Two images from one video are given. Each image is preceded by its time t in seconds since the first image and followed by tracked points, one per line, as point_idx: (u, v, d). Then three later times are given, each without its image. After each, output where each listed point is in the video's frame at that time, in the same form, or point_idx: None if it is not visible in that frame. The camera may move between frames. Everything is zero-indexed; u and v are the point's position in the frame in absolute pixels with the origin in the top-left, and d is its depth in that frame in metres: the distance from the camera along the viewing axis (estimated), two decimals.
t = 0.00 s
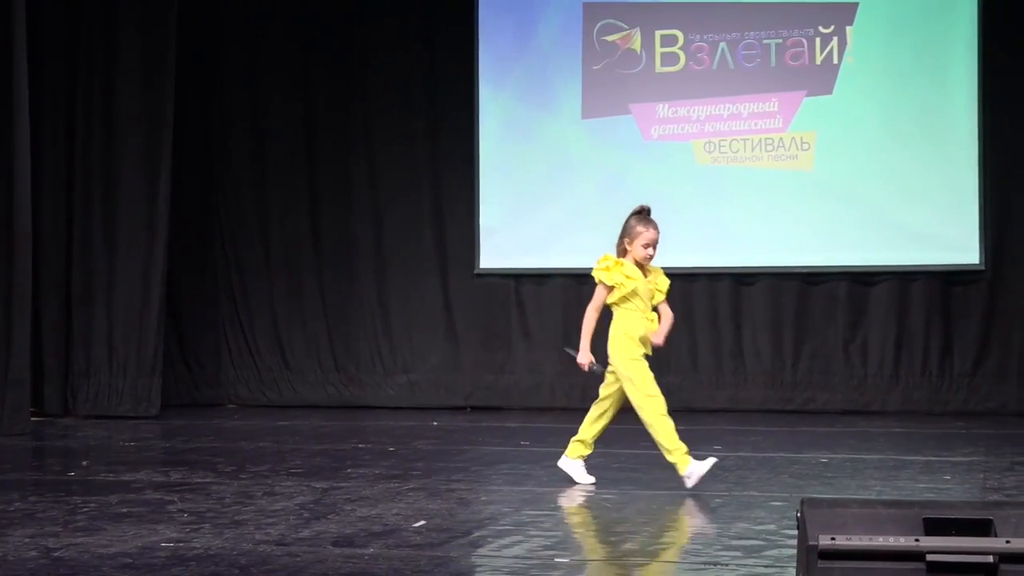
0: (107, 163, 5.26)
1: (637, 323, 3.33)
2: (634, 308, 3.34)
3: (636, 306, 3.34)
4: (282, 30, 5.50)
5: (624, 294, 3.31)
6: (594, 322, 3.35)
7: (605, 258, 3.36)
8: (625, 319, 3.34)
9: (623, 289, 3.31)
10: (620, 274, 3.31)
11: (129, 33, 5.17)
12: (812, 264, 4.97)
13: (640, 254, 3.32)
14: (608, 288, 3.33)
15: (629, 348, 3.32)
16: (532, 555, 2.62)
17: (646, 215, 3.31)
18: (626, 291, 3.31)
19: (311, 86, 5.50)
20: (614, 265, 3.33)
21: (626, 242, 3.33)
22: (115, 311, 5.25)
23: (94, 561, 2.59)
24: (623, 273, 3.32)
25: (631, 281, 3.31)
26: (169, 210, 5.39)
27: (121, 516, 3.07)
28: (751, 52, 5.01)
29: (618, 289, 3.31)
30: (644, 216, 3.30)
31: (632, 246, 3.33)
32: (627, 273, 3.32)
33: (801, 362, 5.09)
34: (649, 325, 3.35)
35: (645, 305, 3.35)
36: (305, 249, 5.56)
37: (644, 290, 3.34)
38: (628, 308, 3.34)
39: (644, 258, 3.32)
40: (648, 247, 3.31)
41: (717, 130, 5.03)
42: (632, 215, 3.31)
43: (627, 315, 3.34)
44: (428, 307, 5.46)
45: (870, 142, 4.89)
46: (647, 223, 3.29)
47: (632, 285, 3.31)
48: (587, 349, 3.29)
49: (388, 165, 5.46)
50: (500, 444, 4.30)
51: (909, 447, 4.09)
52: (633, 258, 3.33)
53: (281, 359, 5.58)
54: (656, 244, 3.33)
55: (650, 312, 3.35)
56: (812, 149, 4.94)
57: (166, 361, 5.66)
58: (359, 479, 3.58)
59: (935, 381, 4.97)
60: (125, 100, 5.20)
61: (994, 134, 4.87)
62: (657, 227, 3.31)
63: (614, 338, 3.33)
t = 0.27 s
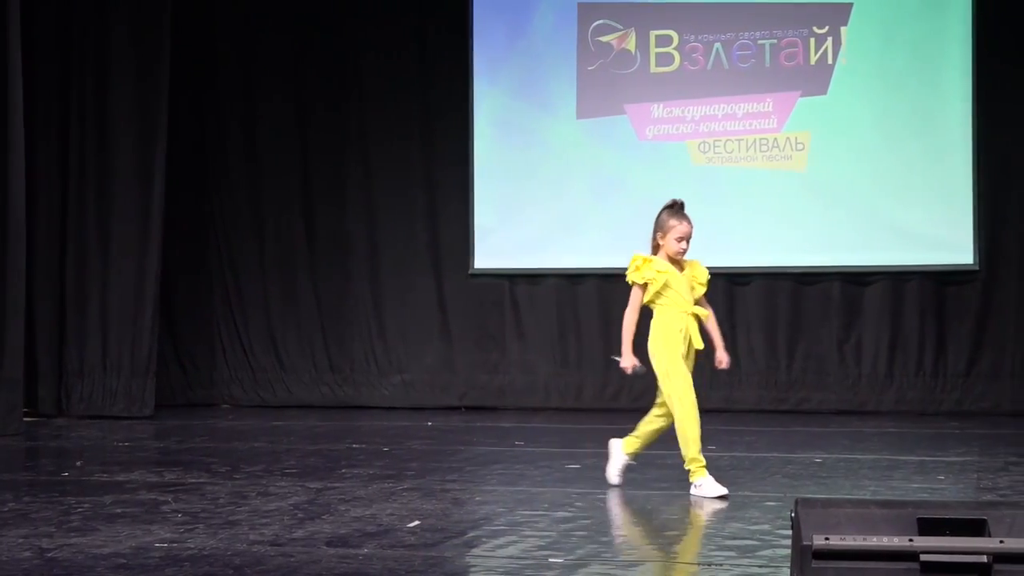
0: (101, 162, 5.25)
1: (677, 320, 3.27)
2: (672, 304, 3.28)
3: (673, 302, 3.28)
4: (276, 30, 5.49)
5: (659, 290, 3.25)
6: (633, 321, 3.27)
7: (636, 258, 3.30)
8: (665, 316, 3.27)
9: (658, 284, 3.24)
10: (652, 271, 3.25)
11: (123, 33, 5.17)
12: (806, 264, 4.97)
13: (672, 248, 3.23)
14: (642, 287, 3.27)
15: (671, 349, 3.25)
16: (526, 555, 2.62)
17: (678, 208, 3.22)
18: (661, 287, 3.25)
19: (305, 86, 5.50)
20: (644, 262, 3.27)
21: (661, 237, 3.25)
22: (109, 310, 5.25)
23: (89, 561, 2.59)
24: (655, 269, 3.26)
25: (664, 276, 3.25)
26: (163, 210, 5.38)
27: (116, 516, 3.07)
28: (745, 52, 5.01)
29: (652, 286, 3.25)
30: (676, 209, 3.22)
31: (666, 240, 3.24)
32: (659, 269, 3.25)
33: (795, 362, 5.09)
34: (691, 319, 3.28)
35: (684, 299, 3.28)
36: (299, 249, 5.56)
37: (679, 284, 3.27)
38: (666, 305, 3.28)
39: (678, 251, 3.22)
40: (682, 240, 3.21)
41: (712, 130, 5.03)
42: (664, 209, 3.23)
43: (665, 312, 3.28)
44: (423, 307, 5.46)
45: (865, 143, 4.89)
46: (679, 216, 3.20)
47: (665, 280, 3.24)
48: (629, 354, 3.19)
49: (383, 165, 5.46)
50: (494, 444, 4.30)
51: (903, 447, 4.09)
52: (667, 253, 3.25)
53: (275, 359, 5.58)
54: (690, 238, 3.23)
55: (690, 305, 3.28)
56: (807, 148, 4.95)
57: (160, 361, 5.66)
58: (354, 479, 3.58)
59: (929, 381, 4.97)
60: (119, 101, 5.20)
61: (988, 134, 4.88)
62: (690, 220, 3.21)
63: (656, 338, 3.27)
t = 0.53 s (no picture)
0: (88, 162, 5.24)
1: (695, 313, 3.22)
2: (691, 296, 3.23)
3: (692, 295, 3.23)
4: (264, 29, 5.49)
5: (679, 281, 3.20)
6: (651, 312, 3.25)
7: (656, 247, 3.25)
8: (684, 308, 3.23)
9: (678, 276, 3.20)
10: (673, 261, 3.21)
11: (111, 32, 5.16)
12: (794, 264, 4.97)
13: (691, 238, 3.19)
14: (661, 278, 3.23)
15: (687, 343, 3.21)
16: (514, 555, 2.62)
17: (697, 198, 3.19)
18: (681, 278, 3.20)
19: (293, 86, 5.49)
20: (664, 252, 3.23)
21: (679, 228, 3.22)
22: (97, 310, 5.23)
23: (76, 562, 2.58)
24: (675, 259, 3.21)
25: (686, 267, 3.21)
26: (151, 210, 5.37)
27: (103, 516, 3.06)
28: (733, 52, 5.02)
29: (672, 276, 3.20)
30: (696, 200, 3.18)
31: (684, 230, 3.21)
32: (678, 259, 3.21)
33: (783, 362, 5.10)
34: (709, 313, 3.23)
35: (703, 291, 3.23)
36: (287, 249, 5.55)
37: (698, 277, 3.23)
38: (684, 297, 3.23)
39: (696, 242, 3.18)
40: (700, 231, 3.17)
41: (700, 130, 5.04)
42: (683, 199, 3.20)
43: (684, 304, 3.23)
44: (411, 308, 5.46)
45: (852, 143, 4.90)
46: (698, 207, 3.17)
47: (685, 271, 3.20)
48: (650, 344, 3.15)
49: (371, 165, 5.45)
50: (482, 444, 4.30)
51: (890, 447, 4.10)
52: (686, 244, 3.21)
53: (263, 360, 5.57)
54: (708, 228, 3.20)
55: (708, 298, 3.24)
56: (795, 149, 4.95)
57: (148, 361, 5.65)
58: (342, 479, 3.58)
59: (916, 382, 4.98)
60: (106, 101, 5.18)
61: (975, 135, 4.89)
62: (708, 211, 3.18)
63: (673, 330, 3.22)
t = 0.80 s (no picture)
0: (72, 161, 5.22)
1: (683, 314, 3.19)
2: (682, 296, 3.20)
3: (684, 295, 3.20)
4: (249, 29, 5.48)
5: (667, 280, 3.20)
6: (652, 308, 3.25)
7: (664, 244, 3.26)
8: (677, 307, 3.21)
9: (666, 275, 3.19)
10: (664, 259, 3.21)
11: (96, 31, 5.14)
12: (778, 264, 4.98)
13: (700, 235, 3.17)
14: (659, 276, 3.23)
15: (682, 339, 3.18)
16: (499, 555, 2.62)
17: (707, 195, 3.17)
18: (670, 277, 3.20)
19: (278, 86, 5.48)
20: (661, 250, 3.23)
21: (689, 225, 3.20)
22: (81, 310, 5.22)
23: (59, 563, 2.57)
24: (668, 258, 3.21)
25: (674, 266, 3.20)
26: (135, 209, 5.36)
27: (87, 517, 3.06)
28: (718, 53, 5.03)
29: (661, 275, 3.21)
30: (705, 197, 3.16)
31: (692, 227, 3.19)
32: (671, 258, 3.21)
33: (768, 362, 5.11)
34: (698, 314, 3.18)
35: (697, 291, 3.18)
36: (272, 248, 5.55)
37: (690, 276, 3.19)
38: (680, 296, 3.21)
39: (706, 239, 3.16)
40: (708, 229, 3.15)
41: (684, 130, 5.04)
42: (693, 196, 3.18)
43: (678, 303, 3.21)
44: (396, 308, 5.46)
45: (837, 143, 4.91)
46: (708, 203, 3.15)
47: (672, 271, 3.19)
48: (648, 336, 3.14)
49: (355, 165, 5.45)
50: (466, 444, 4.30)
51: (874, 447, 4.11)
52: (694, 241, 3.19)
53: (247, 360, 5.56)
54: (718, 225, 3.17)
55: (699, 299, 3.18)
56: (780, 149, 4.96)
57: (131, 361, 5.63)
58: (327, 479, 3.58)
59: (900, 382, 5.00)
60: (91, 100, 5.17)
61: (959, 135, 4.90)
62: (719, 208, 3.16)
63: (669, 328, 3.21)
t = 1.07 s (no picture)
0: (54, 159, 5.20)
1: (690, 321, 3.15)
2: (690, 303, 3.15)
3: (693, 301, 3.15)
4: (232, 28, 5.47)
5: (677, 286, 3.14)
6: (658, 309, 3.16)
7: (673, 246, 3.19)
8: (684, 314, 3.16)
9: (677, 280, 3.13)
10: (676, 264, 3.14)
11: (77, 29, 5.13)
12: (760, 264, 4.99)
13: (709, 240, 3.09)
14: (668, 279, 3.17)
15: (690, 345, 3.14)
16: (482, 555, 2.62)
17: (718, 200, 3.08)
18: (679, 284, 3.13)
19: (261, 85, 5.47)
20: (672, 254, 3.16)
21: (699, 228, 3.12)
22: (62, 309, 5.21)
23: (40, 563, 2.56)
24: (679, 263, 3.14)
25: (685, 273, 3.14)
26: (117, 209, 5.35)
27: (69, 517, 3.05)
28: (701, 53, 5.03)
29: (672, 280, 3.14)
30: (716, 201, 3.08)
31: (702, 231, 3.11)
32: (683, 264, 3.15)
33: (751, 362, 5.12)
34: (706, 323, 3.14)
35: (705, 300, 3.14)
36: (254, 248, 5.54)
37: (700, 284, 3.14)
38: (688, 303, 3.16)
39: (716, 244, 3.08)
40: (719, 234, 3.07)
41: (667, 130, 5.05)
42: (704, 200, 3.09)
43: (685, 309, 3.16)
44: (379, 308, 5.45)
45: (819, 143, 4.92)
46: (718, 208, 3.07)
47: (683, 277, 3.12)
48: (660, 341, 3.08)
49: (339, 165, 5.44)
50: (450, 444, 4.30)
51: (856, 446, 4.12)
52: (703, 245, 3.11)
53: (230, 360, 5.55)
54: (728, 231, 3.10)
55: (707, 307, 3.13)
56: (762, 149, 4.97)
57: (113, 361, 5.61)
58: (310, 479, 3.57)
59: (882, 381, 5.01)
60: (73, 99, 5.16)
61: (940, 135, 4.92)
62: (729, 213, 3.08)
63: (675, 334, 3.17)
